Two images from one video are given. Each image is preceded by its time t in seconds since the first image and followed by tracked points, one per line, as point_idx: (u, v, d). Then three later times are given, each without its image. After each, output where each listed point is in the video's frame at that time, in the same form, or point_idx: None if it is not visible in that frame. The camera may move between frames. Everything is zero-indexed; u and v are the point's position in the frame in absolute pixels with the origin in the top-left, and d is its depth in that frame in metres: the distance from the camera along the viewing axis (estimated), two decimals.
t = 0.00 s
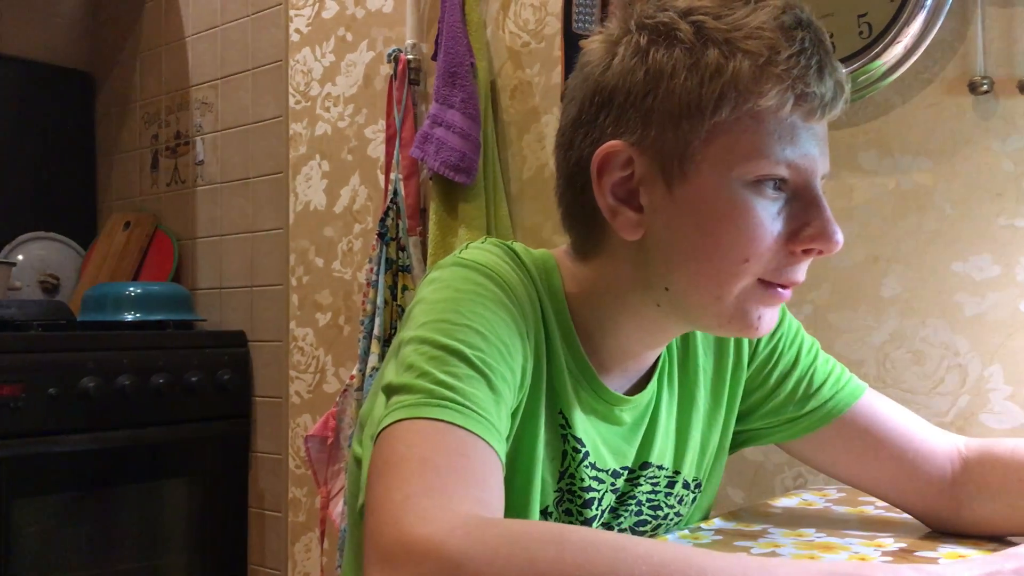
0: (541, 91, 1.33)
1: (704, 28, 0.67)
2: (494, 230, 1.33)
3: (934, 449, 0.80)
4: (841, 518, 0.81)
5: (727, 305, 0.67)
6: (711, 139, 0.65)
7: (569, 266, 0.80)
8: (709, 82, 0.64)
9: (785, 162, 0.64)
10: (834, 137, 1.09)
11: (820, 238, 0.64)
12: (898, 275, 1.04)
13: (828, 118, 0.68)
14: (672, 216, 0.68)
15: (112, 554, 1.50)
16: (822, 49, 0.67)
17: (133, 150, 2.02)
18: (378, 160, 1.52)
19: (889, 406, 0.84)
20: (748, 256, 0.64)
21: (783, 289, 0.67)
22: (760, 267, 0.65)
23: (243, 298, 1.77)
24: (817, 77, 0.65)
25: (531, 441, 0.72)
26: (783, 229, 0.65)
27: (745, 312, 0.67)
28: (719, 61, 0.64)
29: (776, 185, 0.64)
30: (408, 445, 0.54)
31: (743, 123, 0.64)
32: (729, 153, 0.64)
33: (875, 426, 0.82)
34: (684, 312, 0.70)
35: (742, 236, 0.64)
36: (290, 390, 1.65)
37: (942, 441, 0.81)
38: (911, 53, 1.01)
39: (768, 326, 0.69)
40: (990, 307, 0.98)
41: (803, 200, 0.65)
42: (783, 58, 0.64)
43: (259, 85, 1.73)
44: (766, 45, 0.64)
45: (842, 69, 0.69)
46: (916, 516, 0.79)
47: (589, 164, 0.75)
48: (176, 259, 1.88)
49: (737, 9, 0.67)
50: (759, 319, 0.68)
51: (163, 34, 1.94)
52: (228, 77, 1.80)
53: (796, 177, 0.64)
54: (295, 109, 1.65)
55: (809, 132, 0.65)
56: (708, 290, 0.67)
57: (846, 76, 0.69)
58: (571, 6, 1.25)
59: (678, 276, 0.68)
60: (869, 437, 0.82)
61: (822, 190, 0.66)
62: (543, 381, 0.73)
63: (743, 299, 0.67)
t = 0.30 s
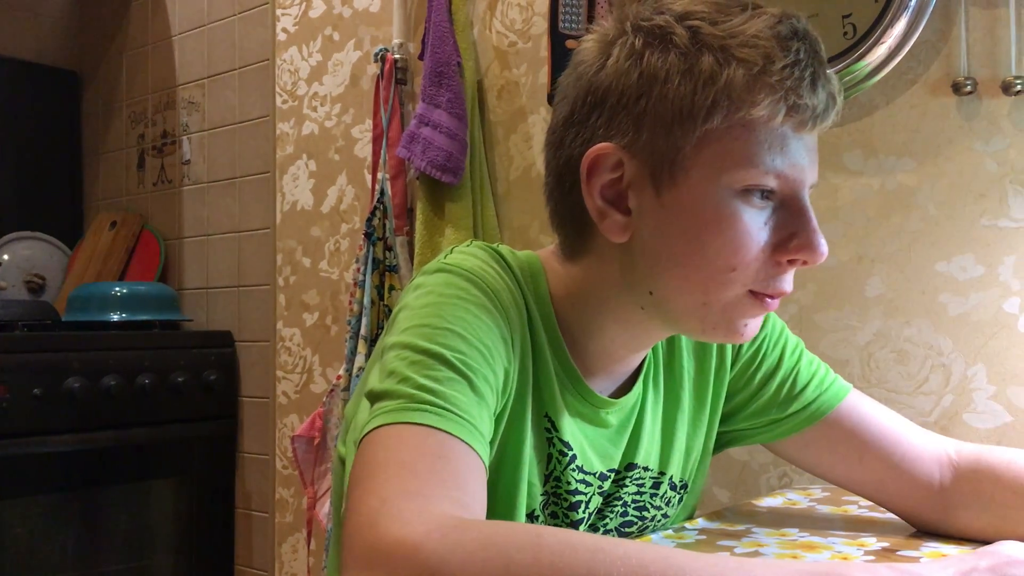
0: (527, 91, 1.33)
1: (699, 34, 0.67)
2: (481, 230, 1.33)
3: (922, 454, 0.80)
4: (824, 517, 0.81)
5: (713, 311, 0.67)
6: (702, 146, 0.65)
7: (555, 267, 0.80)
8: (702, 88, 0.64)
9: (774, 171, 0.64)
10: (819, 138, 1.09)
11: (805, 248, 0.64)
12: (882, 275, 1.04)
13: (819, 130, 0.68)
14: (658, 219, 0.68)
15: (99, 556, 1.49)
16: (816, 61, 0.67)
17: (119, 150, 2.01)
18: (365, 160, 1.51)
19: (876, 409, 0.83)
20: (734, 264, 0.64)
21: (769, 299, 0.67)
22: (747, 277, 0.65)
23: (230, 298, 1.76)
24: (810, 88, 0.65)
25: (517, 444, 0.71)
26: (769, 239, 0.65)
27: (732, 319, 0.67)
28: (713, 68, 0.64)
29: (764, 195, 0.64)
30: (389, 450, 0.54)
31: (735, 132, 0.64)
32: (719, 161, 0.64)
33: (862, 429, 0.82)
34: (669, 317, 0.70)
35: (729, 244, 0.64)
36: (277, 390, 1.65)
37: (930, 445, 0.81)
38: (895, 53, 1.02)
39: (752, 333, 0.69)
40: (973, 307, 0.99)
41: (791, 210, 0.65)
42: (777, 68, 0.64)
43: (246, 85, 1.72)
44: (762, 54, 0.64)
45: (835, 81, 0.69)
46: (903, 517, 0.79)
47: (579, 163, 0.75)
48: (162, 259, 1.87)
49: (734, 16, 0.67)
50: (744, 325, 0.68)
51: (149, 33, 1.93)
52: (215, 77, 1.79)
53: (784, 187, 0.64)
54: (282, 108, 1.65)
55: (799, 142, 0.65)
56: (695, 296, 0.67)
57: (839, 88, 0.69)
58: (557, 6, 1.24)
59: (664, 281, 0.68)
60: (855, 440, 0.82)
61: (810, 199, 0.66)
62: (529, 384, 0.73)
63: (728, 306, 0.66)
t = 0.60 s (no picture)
0: (532, 90, 1.33)
1: (710, 38, 0.67)
2: (486, 230, 1.33)
3: (929, 458, 0.79)
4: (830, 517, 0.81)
5: (715, 317, 0.67)
6: (709, 151, 0.65)
7: (559, 267, 0.80)
8: (712, 94, 0.64)
9: (780, 179, 0.63)
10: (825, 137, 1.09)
11: (810, 256, 0.64)
12: (889, 275, 1.04)
13: (829, 138, 0.67)
14: (664, 223, 0.68)
15: (105, 554, 1.50)
16: (828, 69, 0.67)
17: (125, 149, 2.01)
18: (370, 159, 1.51)
19: (882, 411, 0.83)
20: (738, 271, 0.64)
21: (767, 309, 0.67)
22: (750, 283, 0.65)
23: (235, 297, 1.76)
24: (821, 96, 0.65)
25: (520, 443, 0.71)
26: (775, 245, 0.64)
27: (732, 327, 0.67)
28: (723, 74, 0.64)
29: (771, 202, 0.64)
30: (393, 449, 0.54)
31: (744, 138, 0.64)
32: (726, 167, 0.64)
33: (867, 433, 0.82)
34: (670, 322, 0.70)
35: (735, 249, 0.64)
36: (282, 389, 1.65)
37: (937, 450, 0.80)
38: (902, 52, 1.01)
39: (751, 344, 0.69)
40: (979, 307, 0.98)
41: (797, 218, 0.65)
42: (788, 75, 0.64)
43: (251, 84, 1.73)
44: (773, 61, 0.64)
45: (846, 88, 0.69)
46: (907, 515, 0.79)
47: (586, 165, 0.75)
48: (168, 258, 1.88)
49: (745, 21, 0.67)
50: (743, 335, 0.68)
51: (154, 33, 1.93)
52: (220, 76, 1.79)
53: (790, 195, 0.64)
54: (287, 108, 1.65)
55: (807, 151, 0.64)
56: (698, 302, 0.67)
57: (850, 95, 0.69)
58: (563, 5, 1.24)
59: (668, 285, 0.68)
60: (859, 445, 0.81)
61: (816, 208, 0.66)
62: (533, 384, 0.73)
63: (730, 313, 0.67)
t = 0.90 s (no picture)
0: (537, 90, 1.33)
1: (717, 39, 0.67)
2: (491, 230, 1.33)
3: (935, 459, 0.79)
4: (835, 517, 0.81)
5: (720, 316, 0.67)
6: (715, 152, 0.65)
7: (565, 268, 0.80)
8: (718, 95, 0.64)
9: (786, 180, 0.63)
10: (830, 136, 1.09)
11: (816, 257, 0.64)
12: (894, 275, 1.04)
13: (835, 139, 0.67)
14: (669, 223, 0.68)
15: (110, 554, 1.50)
16: (835, 70, 0.67)
17: (129, 149, 2.01)
18: (374, 159, 1.52)
19: (889, 413, 0.83)
20: (743, 270, 0.64)
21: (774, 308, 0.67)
22: (754, 283, 0.65)
23: (239, 297, 1.77)
24: (827, 97, 0.65)
25: (525, 443, 0.71)
26: (780, 245, 0.64)
27: (737, 326, 0.67)
28: (730, 75, 0.64)
29: (777, 203, 0.64)
30: (399, 448, 0.54)
31: (749, 139, 0.64)
32: (732, 167, 0.64)
33: (872, 434, 0.81)
34: (676, 321, 0.70)
35: (740, 249, 0.64)
36: (287, 388, 1.65)
37: (943, 452, 0.80)
38: (907, 52, 1.01)
39: (757, 343, 0.69)
40: (984, 307, 0.98)
41: (803, 218, 0.65)
42: (795, 76, 0.64)
43: (255, 84, 1.73)
44: (779, 62, 0.64)
45: (853, 89, 0.69)
46: (914, 517, 0.79)
47: (591, 165, 0.75)
48: (172, 258, 1.88)
49: (752, 22, 0.67)
50: (747, 336, 0.68)
51: (159, 33, 1.94)
52: (225, 76, 1.80)
53: (796, 196, 0.64)
54: (291, 108, 1.65)
55: (813, 151, 0.64)
56: (703, 302, 0.67)
57: (857, 96, 0.69)
58: (566, 6, 1.24)
59: (673, 285, 0.68)
60: (865, 445, 0.81)
61: (823, 208, 0.66)
62: (537, 383, 0.73)
63: (735, 312, 0.67)
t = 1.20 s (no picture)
0: (539, 89, 1.33)
1: (714, 34, 0.67)
2: (493, 229, 1.33)
3: (937, 460, 0.79)
4: (838, 517, 0.81)
5: (723, 310, 0.67)
6: (716, 146, 0.65)
7: (565, 267, 0.80)
8: (717, 89, 0.64)
9: (786, 172, 0.64)
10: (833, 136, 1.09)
11: (817, 248, 0.64)
12: (897, 274, 1.04)
13: (832, 131, 0.68)
14: (670, 218, 0.68)
15: (113, 553, 1.50)
16: (831, 62, 0.67)
17: (132, 149, 2.02)
18: (377, 159, 1.52)
19: (891, 412, 0.84)
20: (746, 263, 0.64)
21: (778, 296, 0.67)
22: (757, 276, 0.65)
23: (242, 297, 1.77)
24: (824, 89, 0.65)
25: (526, 442, 0.71)
26: (781, 238, 0.64)
27: (741, 317, 0.67)
28: (728, 69, 0.64)
29: (777, 195, 0.64)
30: (402, 448, 0.54)
31: (749, 132, 0.64)
32: (733, 162, 0.64)
33: (872, 433, 0.82)
34: (680, 315, 0.70)
35: (742, 243, 0.64)
36: (289, 388, 1.65)
37: (944, 450, 0.80)
38: (910, 52, 1.01)
39: (764, 330, 0.69)
40: (988, 306, 0.98)
41: (803, 209, 0.65)
42: (792, 69, 0.64)
43: (258, 84, 1.73)
44: (776, 55, 0.64)
45: (848, 81, 0.69)
46: (917, 516, 0.79)
47: (591, 163, 0.75)
48: (175, 258, 1.88)
49: (748, 17, 0.67)
50: (754, 323, 0.68)
51: (162, 33, 1.94)
52: (227, 76, 1.80)
53: (796, 187, 0.64)
54: (294, 108, 1.65)
55: (811, 143, 0.65)
56: (706, 295, 0.67)
57: (852, 88, 0.69)
58: (569, 5, 1.24)
59: (675, 280, 0.68)
60: (867, 444, 0.81)
61: (822, 200, 0.66)
62: (539, 384, 0.73)
63: (738, 304, 0.66)
